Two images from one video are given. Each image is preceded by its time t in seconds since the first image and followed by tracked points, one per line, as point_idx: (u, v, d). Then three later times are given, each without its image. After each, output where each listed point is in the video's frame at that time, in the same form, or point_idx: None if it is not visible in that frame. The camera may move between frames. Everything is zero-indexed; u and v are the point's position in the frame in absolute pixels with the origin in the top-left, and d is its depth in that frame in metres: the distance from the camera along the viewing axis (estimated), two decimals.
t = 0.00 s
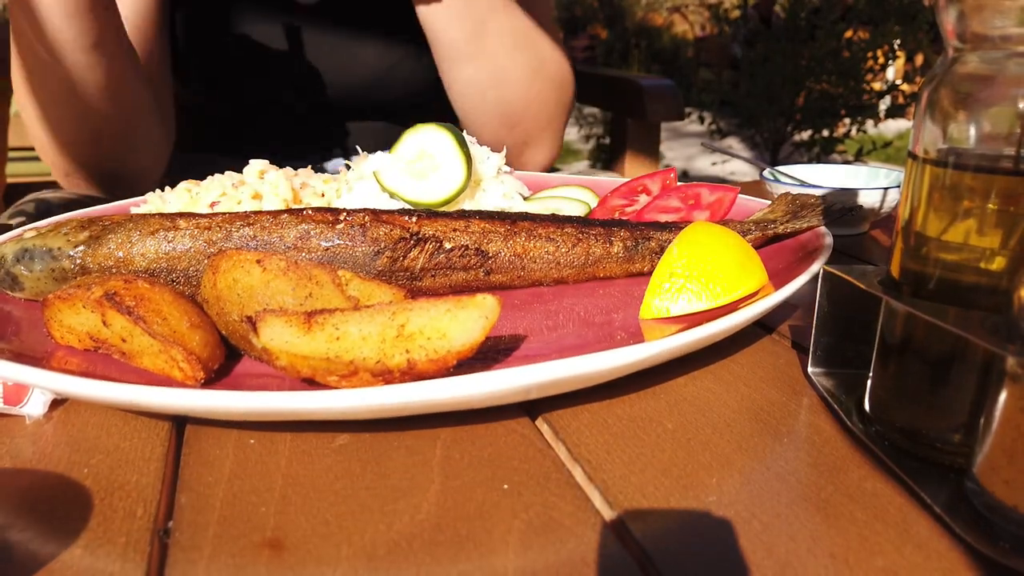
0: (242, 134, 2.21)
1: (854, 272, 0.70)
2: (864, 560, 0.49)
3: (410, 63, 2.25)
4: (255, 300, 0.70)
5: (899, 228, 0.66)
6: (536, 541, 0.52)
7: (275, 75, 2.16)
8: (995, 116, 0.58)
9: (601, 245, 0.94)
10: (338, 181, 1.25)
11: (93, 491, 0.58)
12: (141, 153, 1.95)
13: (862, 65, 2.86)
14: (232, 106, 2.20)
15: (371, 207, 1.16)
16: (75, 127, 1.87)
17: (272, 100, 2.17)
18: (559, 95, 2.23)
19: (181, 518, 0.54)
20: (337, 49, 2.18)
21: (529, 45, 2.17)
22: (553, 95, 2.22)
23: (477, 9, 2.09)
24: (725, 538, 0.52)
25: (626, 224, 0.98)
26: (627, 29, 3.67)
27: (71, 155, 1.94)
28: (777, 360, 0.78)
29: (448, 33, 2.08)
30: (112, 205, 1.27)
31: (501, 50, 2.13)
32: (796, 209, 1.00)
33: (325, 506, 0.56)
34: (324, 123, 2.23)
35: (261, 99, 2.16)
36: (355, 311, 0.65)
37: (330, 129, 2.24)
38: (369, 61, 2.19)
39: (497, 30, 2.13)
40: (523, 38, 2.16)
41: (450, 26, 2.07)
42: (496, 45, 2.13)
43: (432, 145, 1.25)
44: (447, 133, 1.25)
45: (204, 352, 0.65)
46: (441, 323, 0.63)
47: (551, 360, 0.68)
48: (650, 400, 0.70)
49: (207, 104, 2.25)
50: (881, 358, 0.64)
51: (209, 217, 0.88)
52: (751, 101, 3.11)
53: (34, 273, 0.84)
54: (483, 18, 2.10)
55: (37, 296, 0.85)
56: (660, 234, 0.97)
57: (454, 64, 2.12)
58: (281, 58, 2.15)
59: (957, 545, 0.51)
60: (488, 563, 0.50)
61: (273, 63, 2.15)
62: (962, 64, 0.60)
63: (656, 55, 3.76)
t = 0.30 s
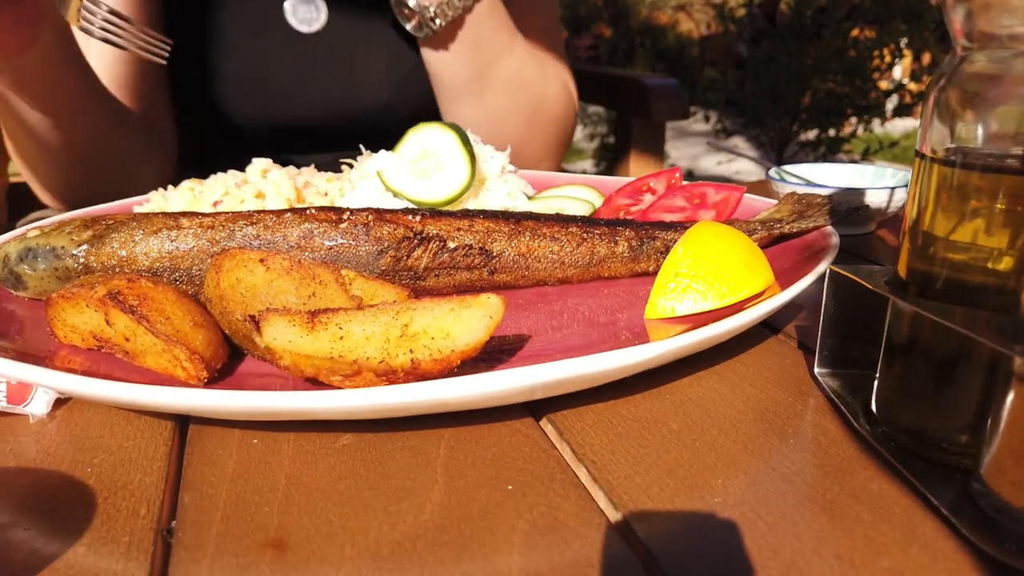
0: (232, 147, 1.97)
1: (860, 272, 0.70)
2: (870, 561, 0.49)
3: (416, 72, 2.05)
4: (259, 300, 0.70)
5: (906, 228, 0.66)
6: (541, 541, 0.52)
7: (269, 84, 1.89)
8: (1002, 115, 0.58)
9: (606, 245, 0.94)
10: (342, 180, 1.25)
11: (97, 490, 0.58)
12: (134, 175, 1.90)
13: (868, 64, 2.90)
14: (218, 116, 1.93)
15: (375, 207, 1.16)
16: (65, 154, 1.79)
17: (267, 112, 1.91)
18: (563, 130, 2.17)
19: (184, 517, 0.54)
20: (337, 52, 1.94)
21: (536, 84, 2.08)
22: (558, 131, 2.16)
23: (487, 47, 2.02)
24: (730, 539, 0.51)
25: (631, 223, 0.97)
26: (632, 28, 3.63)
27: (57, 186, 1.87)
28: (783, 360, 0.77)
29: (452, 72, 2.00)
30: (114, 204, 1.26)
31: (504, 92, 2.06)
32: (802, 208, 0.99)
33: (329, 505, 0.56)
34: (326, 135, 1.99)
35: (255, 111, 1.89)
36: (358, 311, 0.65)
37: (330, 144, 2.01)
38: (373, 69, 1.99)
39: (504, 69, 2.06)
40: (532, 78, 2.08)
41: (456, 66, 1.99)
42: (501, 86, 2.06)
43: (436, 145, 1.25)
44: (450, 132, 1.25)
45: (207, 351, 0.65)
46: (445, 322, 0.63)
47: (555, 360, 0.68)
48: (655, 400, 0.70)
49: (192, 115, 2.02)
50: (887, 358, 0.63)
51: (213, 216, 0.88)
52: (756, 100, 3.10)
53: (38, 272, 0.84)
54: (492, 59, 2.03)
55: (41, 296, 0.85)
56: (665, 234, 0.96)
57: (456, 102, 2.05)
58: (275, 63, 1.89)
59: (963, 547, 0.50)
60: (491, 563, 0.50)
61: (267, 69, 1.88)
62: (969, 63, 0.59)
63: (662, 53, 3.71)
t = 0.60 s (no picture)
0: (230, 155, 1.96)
1: (868, 273, 0.70)
2: (879, 563, 0.49)
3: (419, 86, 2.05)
4: (267, 299, 0.70)
5: (915, 229, 0.65)
6: (547, 541, 0.52)
7: (270, 93, 1.89)
8: (1012, 116, 0.58)
9: (613, 245, 0.94)
10: (349, 181, 1.25)
11: (107, 488, 0.58)
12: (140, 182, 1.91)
13: (877, 64, 2.88)
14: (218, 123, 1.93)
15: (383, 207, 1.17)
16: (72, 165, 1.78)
17: (267, 120, 1.90)
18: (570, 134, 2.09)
19: (192, 515, 0.55)
20: (340, 65, 1.95)
21: (533, 91, 2.02)
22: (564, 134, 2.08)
23: (480, 57, 1.99)
24: (737, 540, 0.51)
25: (638, 224, 0.97)
26: (640, 28, 3.61)
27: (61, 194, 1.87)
28: (791, 361, 0.77)
29: (446, 83, 2.01)
30: (122, 204, 1.27)
31: (501, 101, 2.04)
32: (810, 209, 0.99)
33: (336, 505, 0.56)
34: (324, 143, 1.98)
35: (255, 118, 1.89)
36: (366, 310, 0.65)
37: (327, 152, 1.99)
38: (376, 80, 1.98)
39: (500, 78, 2.02)
40: (529, 84, 2.02)
41: (448, 79, 2.00)
42: (497, 95, 2.03)
43: (443, 145, 1.25)
44: (458, 132, 1.25)
45: (216, 350, 0.65)
46: (452, 322, 0.63)
47: (563, 360, 0.68)
48: (662, 401, 0.70)
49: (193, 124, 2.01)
50: (895, 359, 0.63)
51: (222, 215, 0.88)
52: (763, 101, 3.10)
53: (48, 271, 0.84)
54: (484, 68, 2.00)
55: (51, 294, 0.85)
56: (672, 234, 0.96)
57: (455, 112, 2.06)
58: (277, 73, 1.89)
59: (971, 549, 0.50)
60: (499, 563, 0.50)
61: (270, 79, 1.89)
62: (978, 63, 0.59)
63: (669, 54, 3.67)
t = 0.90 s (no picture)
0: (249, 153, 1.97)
1: (891, 275, 0.69)
2: (899, 567, 0.49)
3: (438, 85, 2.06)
4: (289, 297, 0.70)
5: (939, 231, 0.65)
6: (566, 541, 0.52)
7: (289, 92, 1.90)
8: None
9: (633, 246, 0.94)
10: (369, 180, 1.26)
11: (130, 482, 0.59)
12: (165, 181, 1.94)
13: (899, 64, 2.86)
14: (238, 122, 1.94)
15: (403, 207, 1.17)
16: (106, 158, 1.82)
17: (286, 119, 1.92)
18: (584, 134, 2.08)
19: (214, 511, 0.55)
20: (359, 65, 1.96)
21: (547, 86, 2.00)
22: (579, 134, 2.07)
23: (493, 50, 1.96)
24: (755, 542, 0.51)
25: (658, 224, 0.97)
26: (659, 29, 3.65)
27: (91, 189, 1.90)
28: (811, 363, 0.77)
29: (457, 75, 1.97)
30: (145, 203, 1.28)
31: (514, 94, 2.00)
32: (832, 210, 0.99)
33: (356, 502, 0.57)
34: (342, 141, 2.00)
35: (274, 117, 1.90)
36: (386, 309, 0.66)
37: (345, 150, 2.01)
38: (393, 80, 1.99)
39: (512, 71, 1.99)
40: (542, 79, 2.01)
41: (459, 70, 1.96)
42: (510, 88, 1.99)
43: (463, 145, 1.26)
44: (477, 133, 1.25)
45: (238, 348, 0.66)
46: (472, 322, 0.63)
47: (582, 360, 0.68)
48: (681, 402, 0.70)
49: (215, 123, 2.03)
50: (917, 363, 0.63)
51: (244, 214, 0.89)
52: (784, 101, 3.07)
53: (74, 268, 0.85)
54: (496, 63, 1.97)
55: (76, 291, 0.86)
56: (692, 235, 0.96)
57: (466, 106, 2.03)
58: (296, 73, 1.90)
59: (994, 554, 0.50)
60: (517, 563, 0.50)
61: (289, 79, 1.90)
62: (1005, 64, 0.59)
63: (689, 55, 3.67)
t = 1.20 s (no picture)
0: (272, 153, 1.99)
1: (915, 278, 0.68)
2: (921, 573, 0.48)
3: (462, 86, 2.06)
4: (310, 296, 0.71)
5: (963, 233, 0.64)
6: (584, 541, 0.52)
7: (315, 93, 1.92)
8: None
9: (653, 246, 0.94)
10: (390, 181, 1.27)
11: (153, 477, 0.59)
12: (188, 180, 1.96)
13: (925, 65, 2.85)
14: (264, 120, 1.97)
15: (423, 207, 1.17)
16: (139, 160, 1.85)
17: (312, 119, 1.94)
18: (603, 134, 2.08)
19: (235, 506, 0.56)
20: (385, 67, 1.97)
21: (565, 87, 2.00)
22: (598, 135, 2.07)
23: (512, 50, 1.95)
24: (775, 545, 0.51)
25: (679, 225, 0.97)
26: (680, 28, 3.47)
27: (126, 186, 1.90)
28: (832, 366, 0.76)
29: (478, 76, 1.96)
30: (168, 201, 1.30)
31: (532, 95, 2.00)
32: (855, 213, 0.98)
33: (375, 499, 0.57)
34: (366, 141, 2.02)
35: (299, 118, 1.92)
36: (406, 308, 0.66)
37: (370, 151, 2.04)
38: (417, 81, 2.00)
39: (531, 71, 1.98)
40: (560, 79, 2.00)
41: (479, 71, 1.95)
42: (528, 89, 2.00)
43: (483, 146, 1.26)
44: (497, 133, 1.26)
45: (259, 345, 0.66)
46: (491, 321, 0.64)
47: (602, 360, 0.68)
48: (701, 404, 0.69)
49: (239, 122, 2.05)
50: (942, 366, 0.62)
51: (266, 213, 0.90)
52: (807, 102, 3.06)
53: (99, 265, 0.86)
54: (515, 62, 1.97)
55: (101, 288, 0.87)
56: (713, 236, 0.96)
57: (485, 108, 2.03)
58: (321, 74, 1.92)
59: (1019, 561, 0.49)
60: (536, 562, 0.50)
61: (315, 80, 1.91)
62: None
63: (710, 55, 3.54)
